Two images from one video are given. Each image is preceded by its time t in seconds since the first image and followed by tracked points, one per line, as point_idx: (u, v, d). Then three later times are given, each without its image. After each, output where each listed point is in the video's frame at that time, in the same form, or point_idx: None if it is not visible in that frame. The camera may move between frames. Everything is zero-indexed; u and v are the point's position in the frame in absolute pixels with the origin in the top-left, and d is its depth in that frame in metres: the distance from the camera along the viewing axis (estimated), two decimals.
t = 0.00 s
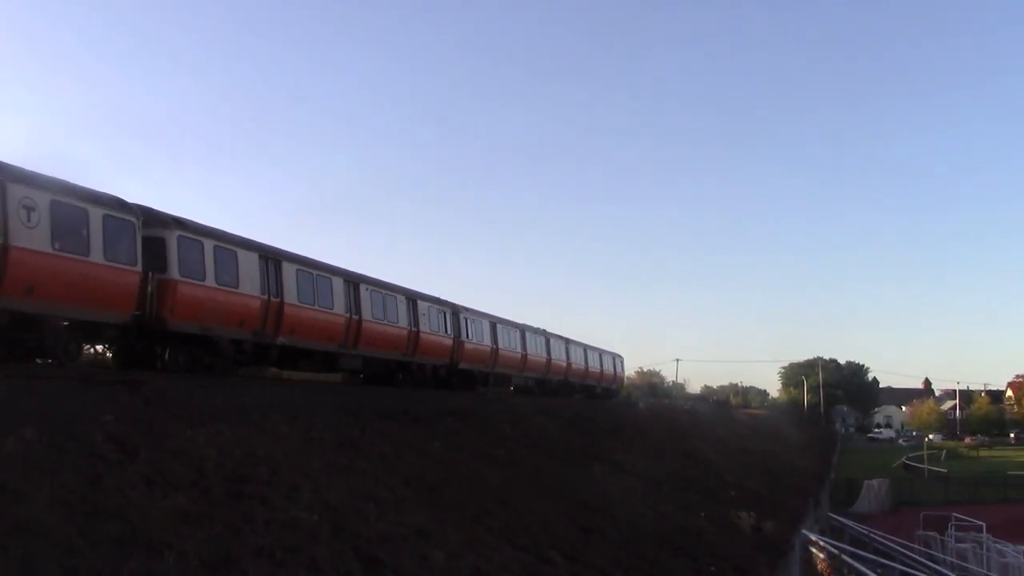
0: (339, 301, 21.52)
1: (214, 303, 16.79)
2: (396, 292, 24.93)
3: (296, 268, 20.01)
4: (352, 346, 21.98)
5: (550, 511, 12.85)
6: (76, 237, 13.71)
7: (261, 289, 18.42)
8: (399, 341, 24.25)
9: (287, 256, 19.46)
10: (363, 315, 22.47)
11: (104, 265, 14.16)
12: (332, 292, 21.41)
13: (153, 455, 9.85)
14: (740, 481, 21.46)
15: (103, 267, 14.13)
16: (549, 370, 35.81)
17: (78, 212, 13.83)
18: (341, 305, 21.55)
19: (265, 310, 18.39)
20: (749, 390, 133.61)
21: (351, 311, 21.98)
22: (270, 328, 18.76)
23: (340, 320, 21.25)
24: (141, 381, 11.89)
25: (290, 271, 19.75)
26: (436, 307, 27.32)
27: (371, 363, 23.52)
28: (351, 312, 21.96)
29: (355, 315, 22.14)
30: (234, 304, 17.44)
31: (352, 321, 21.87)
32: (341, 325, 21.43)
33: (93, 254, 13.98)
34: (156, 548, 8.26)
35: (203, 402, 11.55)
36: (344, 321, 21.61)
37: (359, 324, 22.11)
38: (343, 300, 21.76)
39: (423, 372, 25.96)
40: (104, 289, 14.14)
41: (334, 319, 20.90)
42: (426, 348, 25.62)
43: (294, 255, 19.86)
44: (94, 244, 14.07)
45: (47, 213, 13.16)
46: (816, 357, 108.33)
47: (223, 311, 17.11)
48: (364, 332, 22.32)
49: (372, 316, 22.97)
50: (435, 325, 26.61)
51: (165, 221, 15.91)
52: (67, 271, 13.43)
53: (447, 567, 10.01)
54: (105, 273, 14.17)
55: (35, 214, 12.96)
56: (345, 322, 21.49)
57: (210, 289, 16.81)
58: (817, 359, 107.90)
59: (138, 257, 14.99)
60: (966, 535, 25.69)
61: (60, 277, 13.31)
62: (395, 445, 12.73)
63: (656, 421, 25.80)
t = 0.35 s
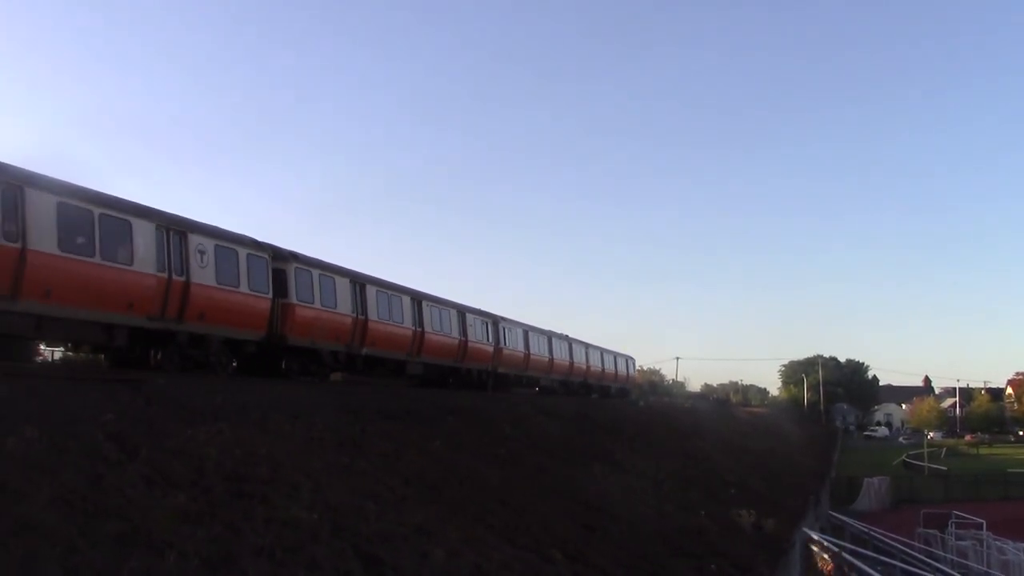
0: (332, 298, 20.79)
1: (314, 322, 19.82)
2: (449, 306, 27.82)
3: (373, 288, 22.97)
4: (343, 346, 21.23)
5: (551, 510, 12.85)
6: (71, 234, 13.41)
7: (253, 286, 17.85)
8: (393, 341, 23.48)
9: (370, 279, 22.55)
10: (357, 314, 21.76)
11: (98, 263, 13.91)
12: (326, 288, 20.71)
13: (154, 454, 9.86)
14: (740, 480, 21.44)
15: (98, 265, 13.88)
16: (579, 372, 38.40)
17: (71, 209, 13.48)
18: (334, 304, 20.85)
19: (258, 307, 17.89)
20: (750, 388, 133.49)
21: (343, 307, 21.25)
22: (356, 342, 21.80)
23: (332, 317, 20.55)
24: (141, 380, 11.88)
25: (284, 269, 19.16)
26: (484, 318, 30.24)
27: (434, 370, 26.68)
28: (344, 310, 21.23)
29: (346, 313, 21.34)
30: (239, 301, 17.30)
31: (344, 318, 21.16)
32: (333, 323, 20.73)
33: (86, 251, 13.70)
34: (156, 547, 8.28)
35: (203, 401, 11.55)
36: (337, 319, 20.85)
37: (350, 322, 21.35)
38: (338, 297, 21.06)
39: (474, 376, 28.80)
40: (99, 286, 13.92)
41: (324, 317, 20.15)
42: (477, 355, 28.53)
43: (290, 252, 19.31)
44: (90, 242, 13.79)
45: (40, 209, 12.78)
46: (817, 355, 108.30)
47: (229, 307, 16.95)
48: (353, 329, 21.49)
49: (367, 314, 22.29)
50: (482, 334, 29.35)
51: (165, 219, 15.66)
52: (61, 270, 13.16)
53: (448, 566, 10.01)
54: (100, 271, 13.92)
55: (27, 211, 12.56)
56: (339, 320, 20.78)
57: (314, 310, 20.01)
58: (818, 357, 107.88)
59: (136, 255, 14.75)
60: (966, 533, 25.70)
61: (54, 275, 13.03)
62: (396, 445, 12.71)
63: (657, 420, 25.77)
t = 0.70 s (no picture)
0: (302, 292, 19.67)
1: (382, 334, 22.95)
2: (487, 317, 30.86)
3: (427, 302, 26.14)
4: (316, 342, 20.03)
5: (551, 509, 12.85)
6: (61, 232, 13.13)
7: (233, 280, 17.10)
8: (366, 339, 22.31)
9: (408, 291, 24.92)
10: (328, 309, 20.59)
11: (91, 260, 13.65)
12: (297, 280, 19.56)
13: (154, 453, 9.87)
14: (740, 479, 21.44)
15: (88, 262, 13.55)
16: (597, 373, 41.03)
17: (55, 205, 13.07)
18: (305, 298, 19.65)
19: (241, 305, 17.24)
20: (750, 387, 133.44)
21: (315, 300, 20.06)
22: (413, 349, 24.81)
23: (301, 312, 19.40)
24: (141, 379, 11.87)
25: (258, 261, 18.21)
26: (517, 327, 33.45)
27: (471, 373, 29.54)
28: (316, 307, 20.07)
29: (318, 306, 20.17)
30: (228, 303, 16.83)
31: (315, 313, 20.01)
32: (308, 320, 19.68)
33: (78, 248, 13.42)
34: (157, 546, 8.30)
35: (204, 400, 11.55)
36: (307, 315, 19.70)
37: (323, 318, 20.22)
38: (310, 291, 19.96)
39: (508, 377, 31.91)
40: (92, 282, 13.65)
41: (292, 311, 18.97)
42: (511, 360, 31.57)
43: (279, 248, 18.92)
44: (77, 238, 13.48)
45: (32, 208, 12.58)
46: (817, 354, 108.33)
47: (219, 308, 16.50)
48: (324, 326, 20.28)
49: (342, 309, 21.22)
50: (516, 340, 32.46)
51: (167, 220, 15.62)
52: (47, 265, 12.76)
53: (448, 565, 10.03)
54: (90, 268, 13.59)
55: None
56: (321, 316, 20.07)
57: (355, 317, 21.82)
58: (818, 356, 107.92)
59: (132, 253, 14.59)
60: (966, 532, 25.68)
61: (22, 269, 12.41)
62: (396, 443, 12.72)
63: (657, 419, 25.77)
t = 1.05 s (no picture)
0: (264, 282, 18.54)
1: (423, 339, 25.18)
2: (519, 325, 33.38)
3: (459, 311, 28.45)
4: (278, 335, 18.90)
5: (551, 508, 12.86)
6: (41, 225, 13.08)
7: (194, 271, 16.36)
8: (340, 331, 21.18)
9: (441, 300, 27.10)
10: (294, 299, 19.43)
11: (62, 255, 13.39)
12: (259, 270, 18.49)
13: (155, 453, 9.89)
14: (740, 478, 21.44)
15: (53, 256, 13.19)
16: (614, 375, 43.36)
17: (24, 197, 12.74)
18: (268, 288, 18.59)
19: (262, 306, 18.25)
20: (749, 386, 133.45)
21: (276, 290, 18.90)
22: (451, 353, 27.17)
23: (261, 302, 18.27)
24: (141, 379, 11.86)
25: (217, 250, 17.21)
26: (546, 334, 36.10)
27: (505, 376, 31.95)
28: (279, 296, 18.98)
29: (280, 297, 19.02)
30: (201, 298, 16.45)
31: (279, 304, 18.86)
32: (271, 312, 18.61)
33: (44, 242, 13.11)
34: (158, 546, 8.32)
35: (204, 400, 11.54)
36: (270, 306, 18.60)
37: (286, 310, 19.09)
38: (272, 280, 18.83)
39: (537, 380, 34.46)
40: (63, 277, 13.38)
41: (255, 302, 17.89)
42: (539, 364, 34.19)
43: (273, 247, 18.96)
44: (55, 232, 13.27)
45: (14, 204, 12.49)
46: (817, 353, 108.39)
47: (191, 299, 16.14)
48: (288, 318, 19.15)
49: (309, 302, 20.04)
50: (542, 346, 34.94)
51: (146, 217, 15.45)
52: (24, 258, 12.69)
53: (448, 565, 10.04)
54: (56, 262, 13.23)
55: None
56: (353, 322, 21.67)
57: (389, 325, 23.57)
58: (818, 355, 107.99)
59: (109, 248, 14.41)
60: (966, 531, 25.66)
61: None
62: (396, 443, 12.71)
63: (657, 418, 25.77)
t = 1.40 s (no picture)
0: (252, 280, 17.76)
1: (468, 347, 27.54)
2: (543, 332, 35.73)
3: (495, 321, 30.88)
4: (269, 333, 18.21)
5: (551, 509, 12.77)
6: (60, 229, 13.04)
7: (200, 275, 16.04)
8: (365, 334, 21.99)
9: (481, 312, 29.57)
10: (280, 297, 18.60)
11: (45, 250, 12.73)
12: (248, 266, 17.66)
13: (150, 453, 9.80)
14: (741, 479, 21.34)
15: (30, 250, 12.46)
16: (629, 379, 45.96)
17: (38, 201, 12.72)
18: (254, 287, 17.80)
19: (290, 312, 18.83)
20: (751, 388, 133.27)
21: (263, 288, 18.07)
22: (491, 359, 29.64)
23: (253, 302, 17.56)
24: (136, 378, 11.76)
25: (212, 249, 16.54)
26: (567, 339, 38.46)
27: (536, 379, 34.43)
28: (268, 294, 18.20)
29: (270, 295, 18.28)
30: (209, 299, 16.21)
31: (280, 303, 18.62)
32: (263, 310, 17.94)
33: (26, 236, 12.41)
34: (153, 547, 8.24)
35: (200, 399, 11.44)
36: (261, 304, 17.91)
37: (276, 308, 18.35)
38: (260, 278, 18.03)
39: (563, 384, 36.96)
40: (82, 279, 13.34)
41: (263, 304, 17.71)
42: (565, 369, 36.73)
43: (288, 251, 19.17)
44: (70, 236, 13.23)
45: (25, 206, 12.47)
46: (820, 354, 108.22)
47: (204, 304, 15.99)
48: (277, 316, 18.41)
49: (322, 303, 20.11)
50: (565, 352, 37.39)
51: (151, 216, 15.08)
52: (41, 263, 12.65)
53: (446, 566, 9.95)
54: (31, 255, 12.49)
55: None
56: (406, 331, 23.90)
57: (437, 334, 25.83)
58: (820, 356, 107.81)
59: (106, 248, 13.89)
60: (969, 534, 25.53)
61: None
62: (394, 443, 12.61)
63: (658, 419, 25.66)
